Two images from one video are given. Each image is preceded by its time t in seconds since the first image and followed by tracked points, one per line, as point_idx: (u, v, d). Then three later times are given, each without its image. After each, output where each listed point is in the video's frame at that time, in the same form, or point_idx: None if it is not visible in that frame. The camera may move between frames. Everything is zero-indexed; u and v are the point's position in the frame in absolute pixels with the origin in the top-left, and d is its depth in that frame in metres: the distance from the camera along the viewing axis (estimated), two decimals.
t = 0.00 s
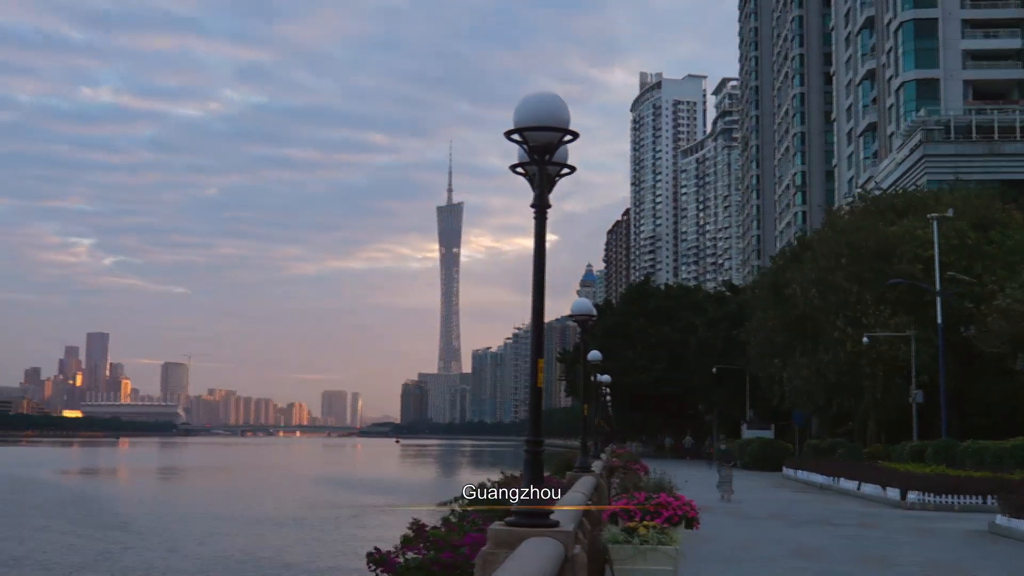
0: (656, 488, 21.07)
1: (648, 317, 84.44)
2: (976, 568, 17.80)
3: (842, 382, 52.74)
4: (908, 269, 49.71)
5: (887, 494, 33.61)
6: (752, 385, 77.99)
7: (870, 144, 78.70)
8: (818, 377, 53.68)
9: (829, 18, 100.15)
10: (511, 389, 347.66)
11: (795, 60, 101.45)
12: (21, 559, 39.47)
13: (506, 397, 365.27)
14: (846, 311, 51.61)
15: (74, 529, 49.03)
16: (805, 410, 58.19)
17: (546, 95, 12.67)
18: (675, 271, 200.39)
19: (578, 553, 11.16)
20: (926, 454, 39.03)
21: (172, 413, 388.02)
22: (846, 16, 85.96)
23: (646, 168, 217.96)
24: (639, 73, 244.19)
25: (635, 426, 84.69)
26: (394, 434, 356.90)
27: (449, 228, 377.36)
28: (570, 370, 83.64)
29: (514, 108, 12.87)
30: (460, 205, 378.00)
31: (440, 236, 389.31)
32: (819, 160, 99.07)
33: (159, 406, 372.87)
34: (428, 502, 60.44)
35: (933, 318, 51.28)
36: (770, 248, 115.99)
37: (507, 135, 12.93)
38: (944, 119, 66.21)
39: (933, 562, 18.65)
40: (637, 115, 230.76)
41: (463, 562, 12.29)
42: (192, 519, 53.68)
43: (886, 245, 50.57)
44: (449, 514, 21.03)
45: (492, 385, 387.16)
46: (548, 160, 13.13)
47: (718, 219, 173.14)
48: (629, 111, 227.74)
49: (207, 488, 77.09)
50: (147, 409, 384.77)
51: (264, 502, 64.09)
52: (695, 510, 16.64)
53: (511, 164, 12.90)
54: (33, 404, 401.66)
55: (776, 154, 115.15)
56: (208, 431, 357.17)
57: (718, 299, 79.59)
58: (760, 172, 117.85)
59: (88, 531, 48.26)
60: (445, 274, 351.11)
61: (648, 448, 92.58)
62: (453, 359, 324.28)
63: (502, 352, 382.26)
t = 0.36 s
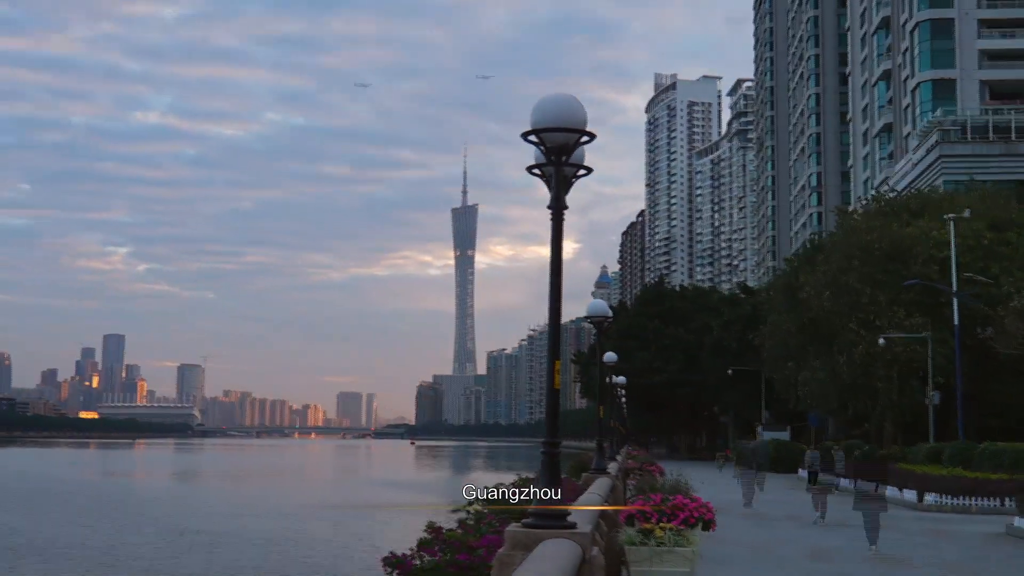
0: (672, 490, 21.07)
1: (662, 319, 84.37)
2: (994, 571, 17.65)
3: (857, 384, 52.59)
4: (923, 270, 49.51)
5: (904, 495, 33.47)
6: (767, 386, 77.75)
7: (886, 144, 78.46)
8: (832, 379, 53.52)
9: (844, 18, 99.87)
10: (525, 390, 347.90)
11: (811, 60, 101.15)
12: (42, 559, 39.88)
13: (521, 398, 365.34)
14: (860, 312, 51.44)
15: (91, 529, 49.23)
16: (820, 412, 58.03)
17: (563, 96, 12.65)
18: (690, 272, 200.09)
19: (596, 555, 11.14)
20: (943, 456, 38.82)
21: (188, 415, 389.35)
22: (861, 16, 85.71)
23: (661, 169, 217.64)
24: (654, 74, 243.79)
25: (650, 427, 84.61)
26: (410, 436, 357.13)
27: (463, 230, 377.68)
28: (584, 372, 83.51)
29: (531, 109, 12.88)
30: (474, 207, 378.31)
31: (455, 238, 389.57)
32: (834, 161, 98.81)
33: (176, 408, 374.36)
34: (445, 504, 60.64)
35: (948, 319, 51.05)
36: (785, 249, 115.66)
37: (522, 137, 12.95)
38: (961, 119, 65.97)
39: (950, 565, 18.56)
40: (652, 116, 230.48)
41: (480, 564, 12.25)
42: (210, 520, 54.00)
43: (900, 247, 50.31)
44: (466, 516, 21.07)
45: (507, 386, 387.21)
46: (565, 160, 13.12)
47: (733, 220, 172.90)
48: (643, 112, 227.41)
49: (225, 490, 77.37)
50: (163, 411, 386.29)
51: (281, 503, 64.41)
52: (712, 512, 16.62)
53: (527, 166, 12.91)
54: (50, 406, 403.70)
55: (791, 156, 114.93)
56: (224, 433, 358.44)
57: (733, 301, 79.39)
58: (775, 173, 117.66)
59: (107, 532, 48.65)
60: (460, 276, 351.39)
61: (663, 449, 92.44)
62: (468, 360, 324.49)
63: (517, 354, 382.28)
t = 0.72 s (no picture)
0: (689, 493, 21.01)
1: (677, 321, 84.22)
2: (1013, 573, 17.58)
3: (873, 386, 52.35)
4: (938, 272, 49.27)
5: (920, 497, 33.36)
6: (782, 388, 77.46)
7: (901, 145, 78.27)
8: (848, 381, 53.32)
9: (859, 18, 99.62)
10: (541, 392, 347.83)
11: (825, 61, 100.90)
12: (60, 561, 40.11)
13: (536, 400, 365.25)
14: (875, 314, 51.26)
15: (111, 531, 49.61)
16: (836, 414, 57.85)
17: (580, 97, 12.67)
18: (705, 274, 199.82)
19: (612, 558, 11.15)
20: (959, 458, 38.62)
21: (204, 417, 390.11)
22: (876, 16, 85.48)
23: (676, 172, 217.43)
24: (669, 76, 243.51)
25: (665, 430, 84.50)
26: (424, 438, 357.01)
27: (478, 233, 377.98)
28: (599, 374, 83.37)
29: (548, 111, 12.90)
30: (488, 210, 378.83)
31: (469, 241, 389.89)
32: (849, 162, 98.53)
33: (191, 410, 375.20)
34: (460, 505, 60.66)
35: (965, 321, 50.89)
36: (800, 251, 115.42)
37: (539, 138, 12.97)
38: (976, 120, 65.75)
39: (968, 567, 18.45)
40: (666, 118, 230.19)
41: (497, 566, 12.24)
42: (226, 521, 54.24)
43: (916, 248, 50.07)
44: (482, 518, 21.08)
45: (521, 388, 386.92)
46: (582, 162, 13.13)
47: (748, 222, 172.50)
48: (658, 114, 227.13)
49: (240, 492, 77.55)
50: (178, 414, 387.47)
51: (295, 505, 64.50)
52: (728, 514, 16.57)
53: (544, 167, 12.93)
54: (65, 409, 405.20)
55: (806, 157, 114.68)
56: (240, 435, 359.69)
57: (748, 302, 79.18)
58: (790, 175, 117.43)
59: (124, 534, 48.93)
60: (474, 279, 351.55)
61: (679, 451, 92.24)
62: (483, 363, 324.65)
63: (532, 356, 381.94)
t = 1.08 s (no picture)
0: (705, 494, 20.99)
1: (692, 322, 84.08)
2: None
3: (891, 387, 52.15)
4: (956, 272, 49.07)
5: (937, 501, 33.12)
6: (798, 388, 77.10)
7: (917, 146, 78.00)
8: (866, 382, 53.13)
9: (874, 19, 99.29)
10: (555, 394, 347.71)
11: (841, 62, 100.69)
12: (79, 560, 40.47)
13: (550, 402, 365.12)
14: (892, 315, 51.10)
15: (130, 532, 49.88)
16: (852, 415, 57.65)
17: (598, 99, 12.69)
18: (720, 275, 199.44)
19: (629, 559, 11.16)
20: (977, 460, 38.45)
21: (220, 418, 391.10)
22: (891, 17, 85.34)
23: (691, 173, 217.08)
24: (683, 77, 243.08)
25: (681, 431, 84.30)
26: (439, 439, 356.91)
27: (492, 234, 378.08)
28: (614, 375, 83.24)
29: (563, 113, 12.91)
30: (503, 211, 379.12)
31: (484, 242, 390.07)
32: (865, 162, 98.21)
33: (207, 411, 376.25)
34: (475, 506, 60.79)
35: (983, 322, 50.73)
36: (815, 252, 115.07)
37: (555, 140, 12.97)
38: (993, 120, 65.47)
39: (988, 569, 18.38)
40: (680, 118, 229.82)
41: (515, 567, 12.24)
42: (242, 521, 54.63)
43: (934, 249, 49.87)
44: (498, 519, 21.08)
45: (537, 390, 386.77)
46: (598, 164, 13.14)
47: (763, 223, 172.11)
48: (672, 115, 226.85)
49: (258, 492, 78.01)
50: (194, 415, 388.74)
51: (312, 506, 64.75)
52: (744, 516, 16.58)
53: (560, 169, 12.94)
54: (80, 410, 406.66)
55: (821, 158, 114.33)
56: (254, 436, 360.69)
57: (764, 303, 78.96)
58: (805, 176, 117.10)
59: (141, 534, 49.27)
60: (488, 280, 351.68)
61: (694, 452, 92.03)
62: (497, 364, 324.69)
63: (547, 357, 381.77)
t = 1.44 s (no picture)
0: (722, 495, 20.97)
1: (706, 323, 83.94)
2: None
3: (905, 389, 51.98)
4: (972, 273, 48.87)
5: (954, 502, 32.98)
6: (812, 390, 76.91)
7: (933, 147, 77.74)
8: (880, 384, 53.00)
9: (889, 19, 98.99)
10: (569, 396, 347.63)
11: (855, 63, 100.45)
12: (95, 560, 40.77)
13: (564, 404, 365.11)
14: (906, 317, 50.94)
15: (146, 532, 50.22)
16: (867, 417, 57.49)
17: (613, 99, 12.69)
18: (734, 277, 199.06)
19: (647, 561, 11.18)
20: (992, 461, 38.30)
21: (234, 419, 391.85)
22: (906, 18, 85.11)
23: (704, 174, 216.73)
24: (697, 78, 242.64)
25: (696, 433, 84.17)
26: (453, 441, 356.80)
27: (506, 236, 378.23)
28: (628, 376, 83.16)
29: (579, 114, 12.93)
30: (516, 213, 379.24)
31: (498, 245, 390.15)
32: (880, 163, 97.92)
33: (221, 413, 377.09)
34: (489, 507, 60.83)
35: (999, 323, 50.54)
36: (830, 254, 114.74)
37: (571, 141, 12.99)
38: (1009, 121, 65.18)
39: (1005, 570, 18.33)
40: (694, 120, 229.46)
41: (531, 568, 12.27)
42: (257, 522, 54.88)
43: (949, 250, 49.72)
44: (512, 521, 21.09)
45: (550, 391, 386.49)
46: (614, 165, 13.13)
47: (777, 224, 171.79)
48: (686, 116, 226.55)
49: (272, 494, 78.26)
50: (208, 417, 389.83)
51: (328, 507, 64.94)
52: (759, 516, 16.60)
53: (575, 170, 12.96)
54: (95, 411, 408.00)
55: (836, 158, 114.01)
56: (268, 438, 361.42)
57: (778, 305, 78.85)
58: (820, 176, 116.78)
59: (157, 534, 49.52)
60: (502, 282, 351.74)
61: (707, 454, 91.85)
62: (511, 366, 324.66)
63: (561, 359, 381.54)
